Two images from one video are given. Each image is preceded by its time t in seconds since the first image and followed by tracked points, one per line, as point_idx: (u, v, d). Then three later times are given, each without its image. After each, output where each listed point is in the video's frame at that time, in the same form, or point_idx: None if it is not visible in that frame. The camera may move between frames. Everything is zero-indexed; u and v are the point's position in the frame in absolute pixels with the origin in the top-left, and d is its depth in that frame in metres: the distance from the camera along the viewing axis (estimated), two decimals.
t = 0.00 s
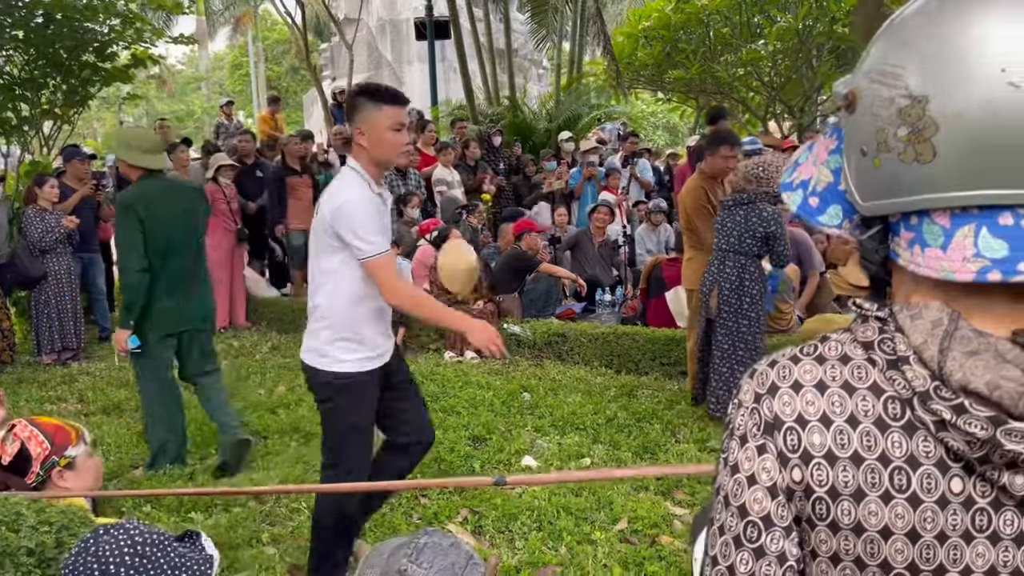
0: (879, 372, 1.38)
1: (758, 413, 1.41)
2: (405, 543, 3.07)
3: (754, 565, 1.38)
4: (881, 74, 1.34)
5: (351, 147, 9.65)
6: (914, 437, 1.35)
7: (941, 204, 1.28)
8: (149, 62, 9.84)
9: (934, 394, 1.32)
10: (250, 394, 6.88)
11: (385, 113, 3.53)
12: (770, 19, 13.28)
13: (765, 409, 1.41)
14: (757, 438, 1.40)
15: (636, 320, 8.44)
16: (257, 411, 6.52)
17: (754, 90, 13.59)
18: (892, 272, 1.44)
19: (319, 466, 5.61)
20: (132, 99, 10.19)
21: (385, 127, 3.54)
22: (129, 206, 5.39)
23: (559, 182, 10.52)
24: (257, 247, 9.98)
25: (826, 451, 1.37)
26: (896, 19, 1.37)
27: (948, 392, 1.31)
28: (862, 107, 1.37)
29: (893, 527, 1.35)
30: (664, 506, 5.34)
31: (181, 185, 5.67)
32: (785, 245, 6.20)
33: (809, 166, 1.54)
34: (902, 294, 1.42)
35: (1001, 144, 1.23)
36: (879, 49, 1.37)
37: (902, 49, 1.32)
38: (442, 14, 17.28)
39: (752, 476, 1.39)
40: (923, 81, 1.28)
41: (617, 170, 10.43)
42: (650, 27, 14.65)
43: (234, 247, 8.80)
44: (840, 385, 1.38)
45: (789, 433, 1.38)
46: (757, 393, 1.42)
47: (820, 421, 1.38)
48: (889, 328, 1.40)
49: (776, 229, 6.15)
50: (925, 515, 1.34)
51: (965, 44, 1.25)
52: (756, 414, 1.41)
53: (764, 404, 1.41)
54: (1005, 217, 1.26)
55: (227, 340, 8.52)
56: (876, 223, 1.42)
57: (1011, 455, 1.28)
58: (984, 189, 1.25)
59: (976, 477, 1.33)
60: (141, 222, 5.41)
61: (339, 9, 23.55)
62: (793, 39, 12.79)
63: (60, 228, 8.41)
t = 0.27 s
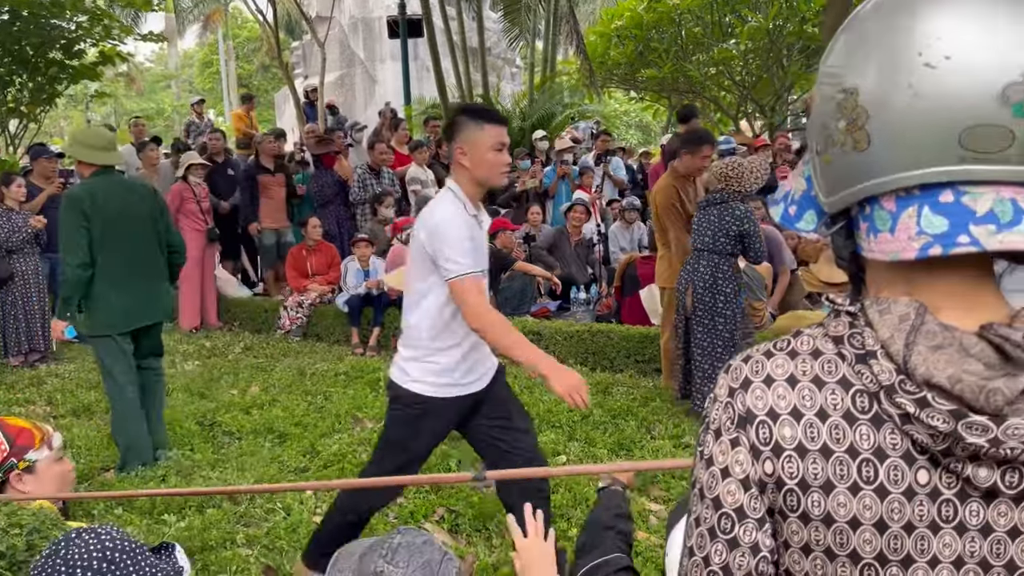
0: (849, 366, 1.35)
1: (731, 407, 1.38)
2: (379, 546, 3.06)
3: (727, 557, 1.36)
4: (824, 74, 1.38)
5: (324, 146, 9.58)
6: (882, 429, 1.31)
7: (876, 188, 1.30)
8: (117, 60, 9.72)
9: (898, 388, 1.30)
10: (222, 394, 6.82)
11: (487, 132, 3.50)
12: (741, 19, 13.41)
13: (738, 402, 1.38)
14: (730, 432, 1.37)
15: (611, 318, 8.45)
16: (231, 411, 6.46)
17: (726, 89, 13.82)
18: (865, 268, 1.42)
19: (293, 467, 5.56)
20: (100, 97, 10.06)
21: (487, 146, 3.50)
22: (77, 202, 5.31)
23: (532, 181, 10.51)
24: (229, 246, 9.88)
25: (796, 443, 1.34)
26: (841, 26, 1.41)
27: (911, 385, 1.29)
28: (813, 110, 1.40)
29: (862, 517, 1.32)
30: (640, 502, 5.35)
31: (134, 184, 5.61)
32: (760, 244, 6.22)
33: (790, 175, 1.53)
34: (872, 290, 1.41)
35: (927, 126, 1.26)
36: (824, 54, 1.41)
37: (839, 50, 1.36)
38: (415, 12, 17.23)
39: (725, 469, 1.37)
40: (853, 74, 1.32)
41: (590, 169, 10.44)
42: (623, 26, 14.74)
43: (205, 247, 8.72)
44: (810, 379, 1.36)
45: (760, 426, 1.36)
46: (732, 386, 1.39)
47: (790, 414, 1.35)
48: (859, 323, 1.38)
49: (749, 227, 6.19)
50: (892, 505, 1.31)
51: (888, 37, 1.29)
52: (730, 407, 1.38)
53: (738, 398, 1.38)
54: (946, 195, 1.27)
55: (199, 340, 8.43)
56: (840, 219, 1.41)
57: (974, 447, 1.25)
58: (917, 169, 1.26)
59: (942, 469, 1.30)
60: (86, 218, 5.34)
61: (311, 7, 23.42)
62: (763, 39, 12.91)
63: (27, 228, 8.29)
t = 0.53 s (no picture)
0: (807, 358, 1.33)
1: (695, 399, 1.36)
2: (343, 550, 2.97)
3: (692, 544, 1.37)
4: (781, 75, 1.39)
5: (298, 144, 9.52)
6: (837, 419, 1.30)
7: (827, 184, 1.31)
8: (86, 58, 9.60)
9: (852, 379, 1.28)
10: (194, 395, 6.75)
11: (594, 97, 3.52)
12: (714, 19, 13.62)
13: (702, 395, 1.36)
14: (694, 423, 1.36)
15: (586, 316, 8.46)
16: (203, 413, 6.38)
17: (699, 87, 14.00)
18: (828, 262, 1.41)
19: (267, 467, 5.50)
20: (69, 95, 9.94)
21: (593, 111, 3.52)
22: (37, 201, 5.38)
23: (506, 180, 10.50)
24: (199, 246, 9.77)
25: (756, 434, 1.33)
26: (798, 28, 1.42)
27: (864, 376, 1.27)
28: (773, 111, 1.41)
29: (819, 506, 1.31)
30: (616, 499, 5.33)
31: (103, 186, 5.63)
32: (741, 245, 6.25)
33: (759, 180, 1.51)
34: (834, 284, 1.40)
35: (874, 122, 1.26)
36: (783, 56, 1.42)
37: (793, 51, 1.37)
38: (389, 11, 17.18)
39: (688, 460, 1.36)
40: (803, 74, 1.33)
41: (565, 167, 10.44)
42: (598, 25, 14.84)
43: (176, 246, 8.58)
44: (770, 371, 1.34)
45: (722, 418, 1.34)
46: (697, 379, 1.37)
47: (751, 405, 1.33)
48: (819, 317, 1.36)
49: (730, 228, 6.22)
50: (848, 494, 1.30)
51: (831, 36, 1.30)
52: (694, 399, 1.36)
53: (702, 390, 1.36)
54: (895, 186, 1.27)
55: (169, 341, 8.33)
56: (803, 216, 1.40)
57: (921, 437, 1.24)
58: (863, 164, 1.27)
59: (896, 459, 1.29)
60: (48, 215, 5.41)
61: (284, 5, 23.30)
62: (737, 38, 13.38)
63: None
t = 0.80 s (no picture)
0: (762, 348, 1.33)
1: (656, 388, 1.37)
2: (315, 551, 2.93)
3: (650, 531, 1.38)
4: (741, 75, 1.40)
5: (271, 143, 9.39)
6: (788, 408, 1.31)
7: (780, 183, 1.32)
8: (54, 55, 9.47)
9: (801, 368, 1.28)
10: (166, 396, 6.67)
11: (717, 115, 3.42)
12: (686, 18, 13.68)
13: (663, 383, 1.37)
14: (655, 412, 1.37)
15: (561, 314, 8.43)
16: (173, 414, 6.30)
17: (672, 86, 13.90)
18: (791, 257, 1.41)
19: (240, 468, 5.45)
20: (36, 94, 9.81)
21: (716, 129, 3.44)
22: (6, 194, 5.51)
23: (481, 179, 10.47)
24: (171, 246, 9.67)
25: (711, 422, 1.33)
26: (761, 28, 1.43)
27: (813, 365, 1.27)
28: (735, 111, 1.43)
29: (770, 493, 1.31)
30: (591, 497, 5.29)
31: (76, 182, 5.74)
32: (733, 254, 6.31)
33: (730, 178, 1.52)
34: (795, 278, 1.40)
35: (821, 118, 1.27)
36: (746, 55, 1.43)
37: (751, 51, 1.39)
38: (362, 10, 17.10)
39: (648, 448, 1.37)
40: (757, 72, 1.34)
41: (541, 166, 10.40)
42: (572, 24, 14.87)
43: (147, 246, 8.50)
44: (726, 361, 1.34)
45: (680, 406, 1.35)
46: (658, 369, 1.39)
47: (707, 394, 1.34)
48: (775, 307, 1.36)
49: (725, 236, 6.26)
50: (798, 481, 1.30)
51: (784, 36, 1.31)
52: (656, 389, 1.37)
53: (662, 380, 1.37)
54: (844, 184, 1.28)
55: (140, 342, 8.22)
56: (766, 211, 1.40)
57: (866, 424, 1.24)
58: (812, 162, 1.28)
59: (845, 448, 1.29)
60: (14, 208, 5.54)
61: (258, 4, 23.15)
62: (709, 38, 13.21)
63: None
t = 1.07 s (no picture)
0: (711, 343, 1.41)
1: (612, 382, 1.45)
2: (293, 552, 2.87)
3: (604, 521, 1.47)
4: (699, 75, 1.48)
5: (241, 141, 9.30)
6: (735, 402, 1.38)
7: (736, 180, 1.41)
8: (19, 53, 9.33)
9: (746, 361, 1.35)
10: (134, 398, 6.58)
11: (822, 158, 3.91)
12: (659, 18, 13.67)
13: (619, 377, 1.45)
14: (610, 405, 1.45)
15: (534, 313, 8.41)
16: (141, 416, 6.22)
17: (645, 85, 14.15)
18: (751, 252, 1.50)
19: (210, 470, 5.37)
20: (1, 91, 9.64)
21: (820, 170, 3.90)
22: None
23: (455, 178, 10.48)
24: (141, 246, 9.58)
25: (661, 415, 1.42)
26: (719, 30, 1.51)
27: (756, 359, 1.34)
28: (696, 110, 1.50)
29: (718, 485, 1.39)
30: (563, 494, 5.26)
31: (41, 179, 5.72)
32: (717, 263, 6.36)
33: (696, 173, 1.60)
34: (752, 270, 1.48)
35: (768, 120, 1.35)
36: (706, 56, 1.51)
37: (708, 54, 1.46)
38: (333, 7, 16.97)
39: (603, 441, 1.45)
40: (710, 76, 1.42)
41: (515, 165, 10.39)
42: (545, 23, 14.91)
43: (115, 247, 8.43)
44: (677, 355, 1.43)
45: (633, 400, 1.43)
46: (614, 364, 1.47)
47: (658, 388, 1.42)
48: (726, 302, 1.44)
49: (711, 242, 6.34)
50: (744, 473, 1.38)
51: (740, 35, 1.38)
52: (611, 382, 1.45)
53: (617, 373, 1.45)
54: (793, 183, 1.36)
55: (110, 344, 8.11)
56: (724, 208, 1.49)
57: (806, 417, 1.31)
58: (762, 161, 1.36)
59: (789, 440, 1.36)
60: None
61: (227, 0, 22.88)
62: (680, 37, 13.22)
63: None
